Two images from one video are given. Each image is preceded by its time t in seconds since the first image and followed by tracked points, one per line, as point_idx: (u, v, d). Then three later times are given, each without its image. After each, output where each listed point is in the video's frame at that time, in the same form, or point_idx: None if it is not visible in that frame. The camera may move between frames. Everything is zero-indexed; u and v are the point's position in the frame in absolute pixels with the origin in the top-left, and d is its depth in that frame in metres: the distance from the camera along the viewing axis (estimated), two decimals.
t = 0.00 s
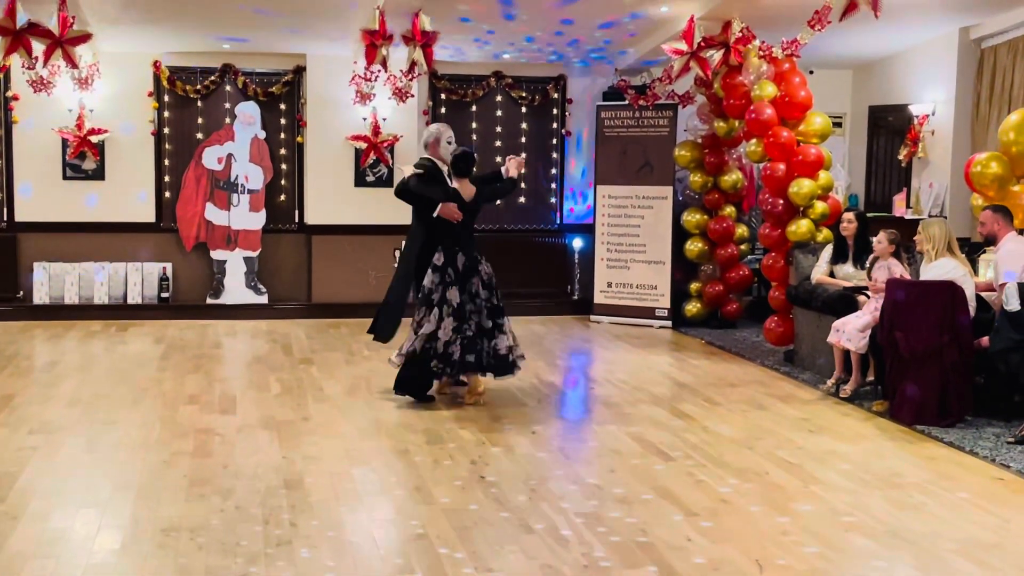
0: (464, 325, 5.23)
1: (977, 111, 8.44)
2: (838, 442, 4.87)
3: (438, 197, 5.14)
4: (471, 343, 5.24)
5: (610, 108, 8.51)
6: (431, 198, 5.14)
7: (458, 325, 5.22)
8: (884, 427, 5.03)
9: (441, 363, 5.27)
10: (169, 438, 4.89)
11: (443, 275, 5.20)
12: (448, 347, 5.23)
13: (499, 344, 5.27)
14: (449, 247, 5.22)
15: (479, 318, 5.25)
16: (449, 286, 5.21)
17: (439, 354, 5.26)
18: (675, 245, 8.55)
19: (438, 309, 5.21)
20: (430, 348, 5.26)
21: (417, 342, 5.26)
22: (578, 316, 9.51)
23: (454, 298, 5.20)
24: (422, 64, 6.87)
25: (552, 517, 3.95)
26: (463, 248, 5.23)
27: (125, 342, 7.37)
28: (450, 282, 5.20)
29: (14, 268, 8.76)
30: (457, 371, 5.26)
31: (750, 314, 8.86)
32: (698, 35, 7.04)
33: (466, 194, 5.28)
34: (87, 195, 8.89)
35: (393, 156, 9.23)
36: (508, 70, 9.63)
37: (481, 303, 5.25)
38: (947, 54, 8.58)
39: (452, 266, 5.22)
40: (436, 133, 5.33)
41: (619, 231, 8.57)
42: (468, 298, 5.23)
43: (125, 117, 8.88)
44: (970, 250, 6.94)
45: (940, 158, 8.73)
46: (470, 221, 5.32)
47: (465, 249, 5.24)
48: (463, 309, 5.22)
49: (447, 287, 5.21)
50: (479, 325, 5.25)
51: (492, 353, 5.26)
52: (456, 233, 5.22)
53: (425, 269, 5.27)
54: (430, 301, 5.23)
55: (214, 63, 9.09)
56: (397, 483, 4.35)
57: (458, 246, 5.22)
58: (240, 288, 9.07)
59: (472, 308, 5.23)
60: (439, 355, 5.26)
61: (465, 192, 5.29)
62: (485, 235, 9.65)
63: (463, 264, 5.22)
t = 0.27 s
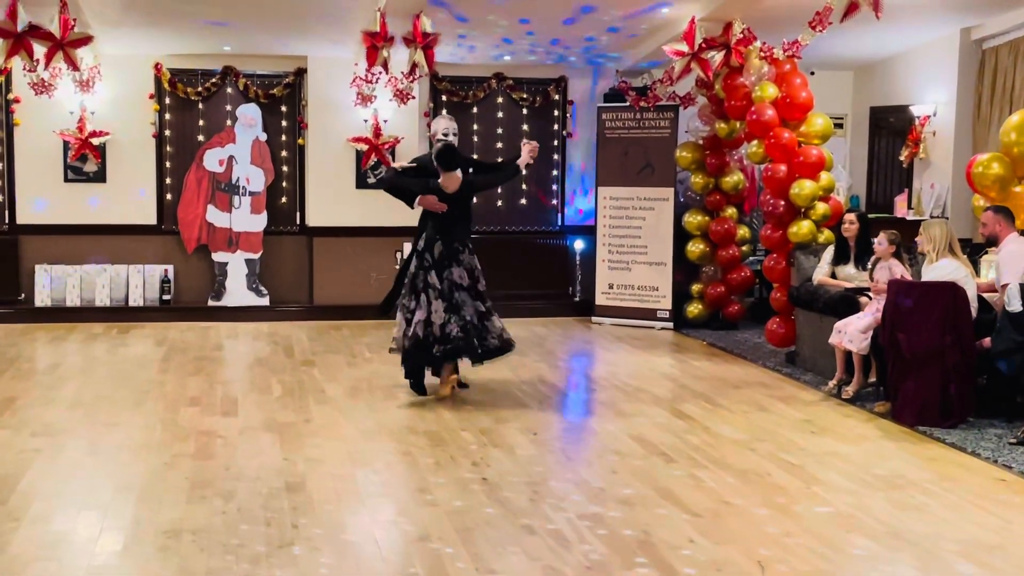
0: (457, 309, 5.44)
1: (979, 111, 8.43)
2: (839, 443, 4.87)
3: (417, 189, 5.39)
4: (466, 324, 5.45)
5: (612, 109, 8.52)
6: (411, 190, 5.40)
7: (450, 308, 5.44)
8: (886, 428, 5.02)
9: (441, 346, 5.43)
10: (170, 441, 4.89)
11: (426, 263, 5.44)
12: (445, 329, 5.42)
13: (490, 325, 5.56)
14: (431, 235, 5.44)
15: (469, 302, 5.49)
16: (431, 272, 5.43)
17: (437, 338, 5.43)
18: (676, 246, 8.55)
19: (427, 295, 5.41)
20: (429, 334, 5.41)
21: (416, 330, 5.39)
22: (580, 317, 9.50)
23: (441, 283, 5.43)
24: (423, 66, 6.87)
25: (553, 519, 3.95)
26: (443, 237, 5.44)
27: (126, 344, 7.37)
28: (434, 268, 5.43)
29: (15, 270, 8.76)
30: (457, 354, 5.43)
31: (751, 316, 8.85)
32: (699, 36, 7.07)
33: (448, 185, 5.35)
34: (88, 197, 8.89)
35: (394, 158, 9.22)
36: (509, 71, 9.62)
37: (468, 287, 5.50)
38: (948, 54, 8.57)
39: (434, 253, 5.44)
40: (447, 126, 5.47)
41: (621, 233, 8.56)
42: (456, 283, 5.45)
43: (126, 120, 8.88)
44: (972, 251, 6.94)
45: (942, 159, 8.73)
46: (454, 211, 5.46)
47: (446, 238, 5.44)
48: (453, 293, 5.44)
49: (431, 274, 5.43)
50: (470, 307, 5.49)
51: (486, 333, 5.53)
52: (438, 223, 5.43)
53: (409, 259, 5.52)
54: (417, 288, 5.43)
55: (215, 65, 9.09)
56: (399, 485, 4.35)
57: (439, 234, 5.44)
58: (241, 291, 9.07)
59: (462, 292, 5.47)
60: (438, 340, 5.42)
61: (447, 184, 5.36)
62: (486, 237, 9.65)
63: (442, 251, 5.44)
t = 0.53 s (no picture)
0: (433, 308, 5.55)
1: (983, 112, 8.43)
2: (845, 445, 4.86)
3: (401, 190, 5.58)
4: (442, 323, 5.54)
5: (616, 111, 8.52)
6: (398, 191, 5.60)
7: (427, 306, 5.55)
8: (891, 430, 5.02)
9: (417, 343, 5.54)
10: (176, 444, 4.89)
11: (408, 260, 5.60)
12: (420, 326, 5.54)
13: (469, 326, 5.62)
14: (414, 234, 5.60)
15: (447, 302, 5.58)
16: (410, 269, 5.57)
17: (413, 335, 5.56)
18: (680, 248, 8.55)
19: (406, 291, 5.57)
20: (407, 330, 5.57)
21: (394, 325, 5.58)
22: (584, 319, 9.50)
23: (419, 280, 5.55)
24: (427, 69, 6.88)
25: (557, 521, 3.95)
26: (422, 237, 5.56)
27: (131, 347, 7.38)
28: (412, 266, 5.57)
29: (20, 273, 8.77)
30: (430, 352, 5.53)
31: (756, 317, 8.85)
32: (703, 37, 7.02)
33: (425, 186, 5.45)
34: (93, 200, 8.90)
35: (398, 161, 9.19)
36: (513, 74, 9.64)
37: (447, 288, 5.57)
38: (952, 55, 8.57)
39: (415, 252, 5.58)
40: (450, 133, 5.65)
41: (625, 234, 8.56)
42: (433, 283, 5.55)
43: (131, 123, 8.89)
44: (977, 253, 6.93)
45: (947, 160, 8.72)
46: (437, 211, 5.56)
47: (428, 238, 5.57)
48: (429, 291, 5.55)
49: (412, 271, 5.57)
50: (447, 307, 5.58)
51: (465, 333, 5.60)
52: (423, 223, 5.60)
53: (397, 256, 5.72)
54: (399, 284, 5.61)
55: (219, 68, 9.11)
56: (403, 487, 4.35)
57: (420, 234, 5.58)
58: (246, 293, 9.08)
59: (439, 292, 5.56)
60: (414, 336, 5.55)
61: (426, 186, 5.46)
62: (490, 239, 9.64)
63: (421, 250, 5.55)
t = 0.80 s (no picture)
0: (409, 320, 5.61)
1: (988, 113, 8.42)
2: (850, 446, 4.86)
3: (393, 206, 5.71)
4: (416, 336, 5.58)
5: (620, 113, 8.51)
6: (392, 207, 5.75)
7: (405, 318, 5.61)
8: (897, 432, 5.01)
9: (389, 354, 5.59)
10: (181, 446, 4.90)
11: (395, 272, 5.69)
12: (394, 338, 5.60)
13: (446, 338, 5.62)
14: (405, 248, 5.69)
15: (424, 314, 5.63)
16: (397, 282, 5.64)
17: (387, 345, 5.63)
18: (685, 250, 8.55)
19: (388, 302, 5.66)
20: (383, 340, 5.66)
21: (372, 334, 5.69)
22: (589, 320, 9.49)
23: (403, 293, 5.62)
24: (432, 70, 6.89)
25: (562, 522, 3.95)
26: (412, 250, 5.65)
27: (135, 349, 7.39)
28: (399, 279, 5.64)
29: (25, 275, 8.79)
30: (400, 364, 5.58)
31: (760, 319, 8.84)
32: (707, 39, 7.05)
33: (411, 202, 5.63)
34: (98, 203, 8.91)
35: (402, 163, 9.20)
36: (518, 75, 9.65)
37: (426, 301, 5.62)
38: (957, 57, 8.56)
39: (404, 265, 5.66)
40: (439, 146, 5.74)
41: (629, 236, 8.56)
42: (413, 295, 5.62)
43: (136, 126, 8.91)
44: (982, 253, 6.93)
45: (951, 161, 8.71)
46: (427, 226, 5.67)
47: (416, 252, 5.64)
48: (412, 304, 5.62)
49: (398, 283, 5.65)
50: (425, 319, 5.62)
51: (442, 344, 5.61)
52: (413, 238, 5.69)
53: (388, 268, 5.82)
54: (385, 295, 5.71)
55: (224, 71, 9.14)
56: (407, 489, 4.35)
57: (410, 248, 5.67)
58: (250, 295, 9.08)
59: (418, 303, 5.62)
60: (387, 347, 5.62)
61: (410, 202, 5.64)
62: (495, 240, 9.64)
63: (410, 264, 5.62)
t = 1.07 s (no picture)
0: (391, 329, 5.85)
1: (994, 114, 8.41)
2: (856, 448, 4.85)
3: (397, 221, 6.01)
4: (394, 345, 5.83)
5: (624, 115, 8.50)
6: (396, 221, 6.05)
7: (387, 327, 5.85)
8: (903, 434, 5.00)
9: (365, 360, 5.87)
10: (187, 449, 4.90)
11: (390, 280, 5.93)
12: (375, 344, 5.86)
13: (421, 349, 5.84)
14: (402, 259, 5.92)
15: (406, 324, 5.84)
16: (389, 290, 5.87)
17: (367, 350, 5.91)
18: (690, 252, 8.54)
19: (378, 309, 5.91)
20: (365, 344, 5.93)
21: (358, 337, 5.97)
22: (594, 322, 9.49)
23: (391, 302, 5.84)
24: (437, 73, 6.90)
25: (568, 525, 3.94)
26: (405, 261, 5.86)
27: (141, 352, 7.40)
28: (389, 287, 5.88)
29: (31, 278, 8.81)
30: (375, 371, 5.85)
31: (766, 321, 8.84)
32: (712, 41, 6.99)
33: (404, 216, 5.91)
34: (103, 207, 8.93)
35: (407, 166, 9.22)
36: (523, 78, 9.64)
37: (410, 311, 5.81)
38: (962, 59, 8.57)
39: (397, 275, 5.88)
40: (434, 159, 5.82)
41: (634, 238, 8.56)
42: (400, 305, 5.82)
43: (142, 129, 8.93)
44: (988, 255, 6.92)
45: (957, 163, 8.70)
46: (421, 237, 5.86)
47: (409, 262, 5.84)
48: (397, 313, 5.83)
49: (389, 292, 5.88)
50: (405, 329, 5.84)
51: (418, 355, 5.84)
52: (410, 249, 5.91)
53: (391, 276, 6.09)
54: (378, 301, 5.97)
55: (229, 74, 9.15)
56: (413, 492, 4.34)
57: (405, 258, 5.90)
58: (255, 298, 9.08)
59: (401, 314, 5.81)
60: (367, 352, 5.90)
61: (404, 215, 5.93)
62: (500, 243, 9.65)
63: (401, 274, 5.83)
